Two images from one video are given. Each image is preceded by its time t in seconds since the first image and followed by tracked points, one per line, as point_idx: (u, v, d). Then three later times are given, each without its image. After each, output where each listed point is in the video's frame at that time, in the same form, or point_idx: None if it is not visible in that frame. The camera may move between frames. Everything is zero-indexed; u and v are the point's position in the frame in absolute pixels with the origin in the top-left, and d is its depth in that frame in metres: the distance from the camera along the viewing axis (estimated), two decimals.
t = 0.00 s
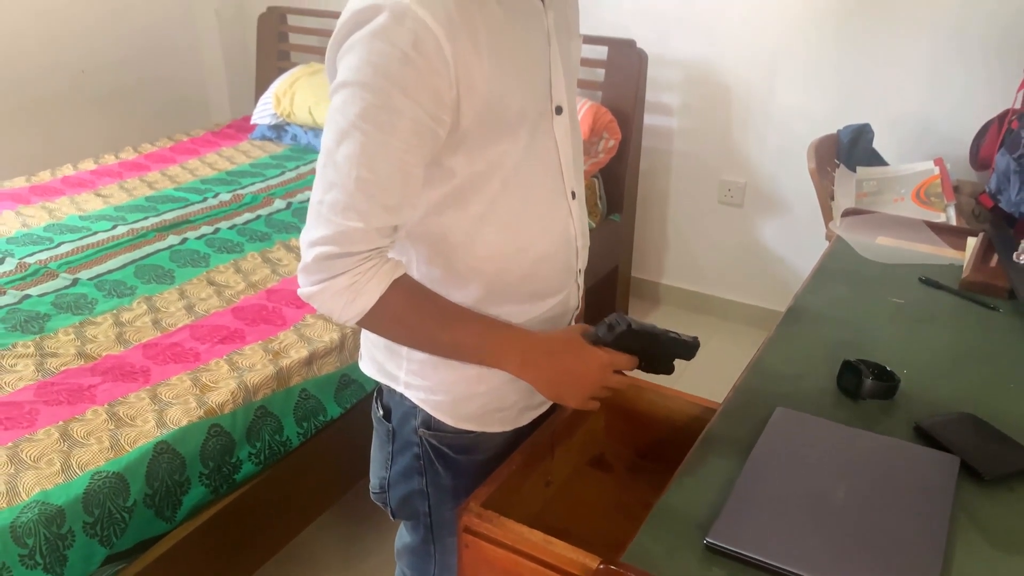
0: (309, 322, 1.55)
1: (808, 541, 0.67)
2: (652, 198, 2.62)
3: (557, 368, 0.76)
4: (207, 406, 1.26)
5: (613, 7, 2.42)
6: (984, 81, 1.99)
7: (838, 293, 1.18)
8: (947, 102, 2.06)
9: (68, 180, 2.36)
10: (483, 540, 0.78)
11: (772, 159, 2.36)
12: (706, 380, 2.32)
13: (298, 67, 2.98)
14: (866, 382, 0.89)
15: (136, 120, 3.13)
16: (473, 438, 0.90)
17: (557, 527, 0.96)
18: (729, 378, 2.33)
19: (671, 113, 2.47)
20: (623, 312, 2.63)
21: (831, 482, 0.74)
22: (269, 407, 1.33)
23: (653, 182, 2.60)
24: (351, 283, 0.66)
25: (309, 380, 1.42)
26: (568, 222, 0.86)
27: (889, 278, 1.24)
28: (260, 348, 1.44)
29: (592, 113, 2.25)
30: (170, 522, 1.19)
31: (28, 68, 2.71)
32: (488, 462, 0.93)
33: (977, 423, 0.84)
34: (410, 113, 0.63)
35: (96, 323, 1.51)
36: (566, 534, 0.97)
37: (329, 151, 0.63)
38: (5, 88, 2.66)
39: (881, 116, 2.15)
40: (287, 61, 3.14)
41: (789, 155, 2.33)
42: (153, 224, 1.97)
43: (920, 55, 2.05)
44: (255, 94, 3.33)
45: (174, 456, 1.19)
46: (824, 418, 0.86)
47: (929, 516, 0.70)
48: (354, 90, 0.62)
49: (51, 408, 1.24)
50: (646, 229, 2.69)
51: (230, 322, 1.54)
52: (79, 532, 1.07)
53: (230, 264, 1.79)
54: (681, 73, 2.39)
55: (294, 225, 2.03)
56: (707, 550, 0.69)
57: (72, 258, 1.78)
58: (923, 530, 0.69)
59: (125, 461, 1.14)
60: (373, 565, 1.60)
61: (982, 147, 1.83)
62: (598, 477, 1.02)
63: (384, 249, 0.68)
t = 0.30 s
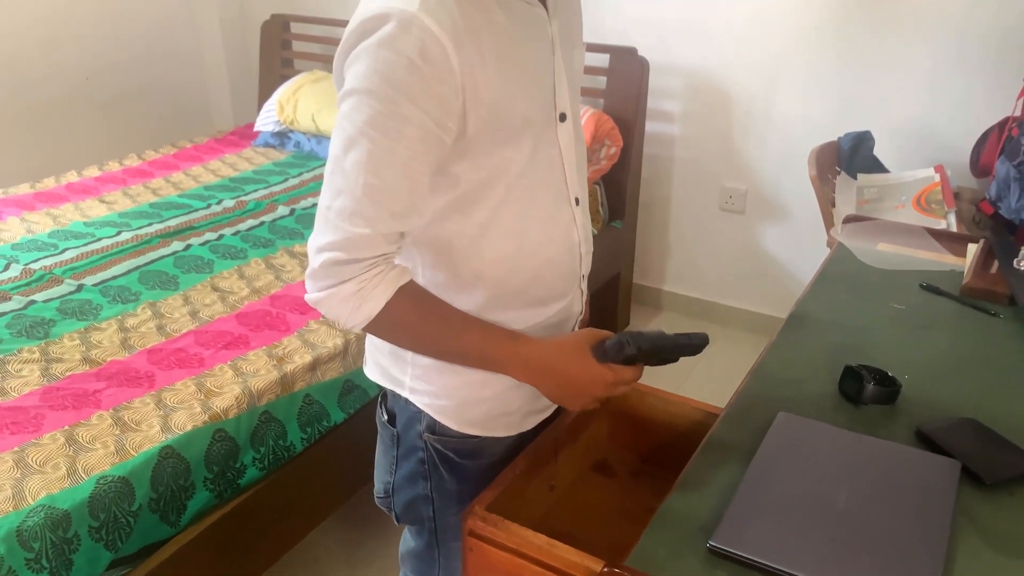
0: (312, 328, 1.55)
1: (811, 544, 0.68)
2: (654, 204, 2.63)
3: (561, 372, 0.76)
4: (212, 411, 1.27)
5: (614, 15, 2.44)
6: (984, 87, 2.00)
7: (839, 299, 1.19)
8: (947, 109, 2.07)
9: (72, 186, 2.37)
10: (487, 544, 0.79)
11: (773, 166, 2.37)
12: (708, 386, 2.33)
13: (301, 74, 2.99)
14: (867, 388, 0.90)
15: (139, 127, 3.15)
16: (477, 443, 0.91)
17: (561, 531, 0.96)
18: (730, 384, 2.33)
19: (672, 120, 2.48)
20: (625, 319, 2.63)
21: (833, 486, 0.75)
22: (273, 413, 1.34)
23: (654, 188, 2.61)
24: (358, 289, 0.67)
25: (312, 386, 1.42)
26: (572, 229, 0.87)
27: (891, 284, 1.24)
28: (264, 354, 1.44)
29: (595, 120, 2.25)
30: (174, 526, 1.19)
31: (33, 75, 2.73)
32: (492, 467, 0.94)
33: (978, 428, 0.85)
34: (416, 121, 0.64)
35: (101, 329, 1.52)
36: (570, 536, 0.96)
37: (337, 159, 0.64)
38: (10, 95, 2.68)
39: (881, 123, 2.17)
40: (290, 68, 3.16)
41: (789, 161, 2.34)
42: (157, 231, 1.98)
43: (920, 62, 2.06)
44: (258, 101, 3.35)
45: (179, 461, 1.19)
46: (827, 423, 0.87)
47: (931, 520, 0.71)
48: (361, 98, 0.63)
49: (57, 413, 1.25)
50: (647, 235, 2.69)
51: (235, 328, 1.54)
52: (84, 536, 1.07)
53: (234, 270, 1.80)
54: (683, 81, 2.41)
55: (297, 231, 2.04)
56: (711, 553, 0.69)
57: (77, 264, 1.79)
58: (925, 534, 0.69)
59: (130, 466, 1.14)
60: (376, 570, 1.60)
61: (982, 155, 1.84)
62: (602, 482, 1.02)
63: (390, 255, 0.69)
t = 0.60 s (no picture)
0: (314, 331, 1.56)
1: (812, 546, 0.68)
2: (656, 209, 2.64)
3: (562, 374, 0.77)
4: (214, 414, 1.27)
5: (614, 21, 2.45)
6: (985, 92, 2.00)
7: (840, 303, 1.19)
8: (947, 114, 2.07)
9: (75, 191, 2.38)
10: (489, 546, 0.79)
11: (774, 171, 2.37)
12: (710, 390, 2.33)
13: (304, 79, 3.00)
14: (868, 391, 0.90)
15: (142, 132, 3.16)
16: (478, 446, 0.91)
17: (563, 534, 0.96)
18: (732, 389, 2.33)
19: (673, 125, 2.48)
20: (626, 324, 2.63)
21: (834, 488, 0.75)
22: (276, 416, 1.34)
23: (655, 193, 2.61)
24: (359, 291, 0.67)
25: (315, 389, 1.43)
26: (572, 232, 0.87)
27: (892, 288, 1.25)
28: (267, 357, 1.45)
29: (596, 125, 2.26)
30: (177, 529, 1.19)
31: (36, 81, 2.74)
32: (493, 470, 0.94)
33: (979, 431, 0.85)
34: (418, 122, 0.64)
35: (104, 332, 1.53)
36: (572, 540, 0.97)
37: (339, 161, 0.65)
38: (13, 100, 2.69)
39: (882, 128, 2.17)
40: (293, 73, 3.17)
41: (791, 166, 2.34)
42: (160, 235, 1.99)
43: (921, 67, 2.07)
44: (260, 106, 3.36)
45: (182, 463, 1.19)
46: (827, 425, 0.87)
47: (932, 521, 0.71)
48: (363, 100, 0.63)
49: (60, 416, 1.25)
50: (649, 240, 2.70)
51: (237, 332, 1.55)
52: (87, 538, 1.08)
53: (236, 274, 1.80)
54: (684, 86, 2.41)
55: (300, 235, 2.04)
56: (712, 555, 0.70)
57: (80, 268, 1.80)
58: (925, 536, 0.69)
59: (133, 469, 1.15)
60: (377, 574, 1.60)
61: (983, 159, 1.85)
62: (603, 486, 1.03)
63: (392, 258, 0.69)
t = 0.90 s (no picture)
0: (317, 335, 1.56)
1: (812, 547, 0.69)
2: (657, 213, 2.64)
3: (563, 374, 0.77)
4: (217, 417, 1.27)
5: (615, 26, 2.46)
6: (986, 96, 2.01)
7: (840, 306, 1.19)
8: (946, 118, 2.08)
9: (78, 195, 2.39)
10: (491, 548, 0.80)
11: (774, 175, 2.38)
12: (712, 395, 2.33)
13: (306, 84, 3.01)
14: (869, 394, 0.90)
15: (144, 136, 3.17)
16: (474, 452, 0.91)
17: (564, 537, 0.96)
18: (733, 393, 2.34)
19: (674, 130, 2.49)
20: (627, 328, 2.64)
21: (834, 491, 0.75)
22: (278, 419, 1.35)
23: (656, 197, 2.62)
24: (362, 292, 0.68)
25: (317, 393, 1.43)
26: (568, 239, 0.88)
27: (892, 292, 1.25)
28: (269, 360, 1.45)
29: (598, 130, 2.27)
30: (179, 531, 1.20)
31: (39, 85, 2.76)
32: (488, 476, 0.94)
33: (978, 434, 0.85)
34: (418, 120, 0.65)
35: (106, 336, 1.53)
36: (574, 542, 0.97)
37: (339, 160, 0.65)
38: (16, 104, 2.70)
39: (883, 133, 2.18)
40: (295, 78, 3.19)
41: (791, 170, 2.35)
42: (163, 239, 2.00)
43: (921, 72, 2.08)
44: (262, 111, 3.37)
45: (184, 466, 1.20)
46: (828, 428, 0.87)
47: (932, 524, 0.71)
48: (363, 98, 0.63)
49: (63, 419, 1.26)
50: (650, 244, 2.70)
51: (239, 335, 1.56)
52: (91, 541, 1.08)
53: (239, 278, 1.81)
54: (685, 90, 2.42)
55: (302, 239, 2.05)
56: (713, 557, 0.70)
57: (83, 272, 1.80)
58: (925, 538, 0.70)
59: (136, 471, 1.15)
60: None
61: (983, 164, 1.85)
62: (604, 489, 1.03)
63: (394, 259, 0.70)
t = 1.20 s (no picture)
0: (320, 339, 1.57)
1: (812, 550, 0.69)
2: (658, 218, 2.65)
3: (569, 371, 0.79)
4: (221, 421, 1.28)
5: (616, 31, 2.47)
6: (986, 100, 2.01)
7: (841, 311, 1.20)
8: (947, 124, 2.09)
9: (82, 200, 2.40)
10: (494, 550, 0.80)
11: (776, 180, 2.39)
12: (713, 399, 2.34)
13: (309, 88, 3.03)
14: (868, 398, 0.91)
15: (148, 141, 3.19)
16: (462, 464, 0.90)
17: (566, 540, 0.97)
18: (735, 397, 2.34)
19: (675, 134, 2.50)
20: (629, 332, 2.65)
21: (835, 494, 0.76)
22: (281, 422, 1.35)
23: (657, 202, 2.63)
24: (371, 292, 0.68)
25: (320, 396, 1.44)
26: (563, 254, 0.89)
27: (892, 296, 1.26)
28: (272, 364, 1.46)
29: (599, 134, 2.28)
30: (184, 534, 1.20)
31: (43, 90, 2.77)
32: (479, 488, 0.94)
33: (978, 438, 0.86)
34: (422, 113, 0.65)
35: (111, 340, 1.54)
36: (577, 544, 0.97)
37: (343, 156, 0.65)
38: (20, 109, 2.72)
39: (883, 138, 2.19)
40: (298, 83, 3.20)
41: (792, 175, 2.36)
42: (166, 243, 2.01)
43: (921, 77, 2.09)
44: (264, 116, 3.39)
45: (189, 469, 1.21)
46: (827, 432, 0.88)
47: (932, 528, 0.72)
48: (367, 92, 0.64)
49: (68, 422, 1.27)
50: (651, 249, 2.71)
51: (243, 339, 1.56)
52: (96, 543, 1.09)
53: (242, 282, 1.82)
54: (687, 95, 2.43)
55: (305, 244, 2.06)
56: (714, 560, 0.71)
57: (87, 276, 1.81)
58: (924, 540, 0.70)
59: (141, 474, 1.16)
60: None
61: (983, 169, 1.86)
62: (605, 491, 1.04)
63: (401, 258, 0.70)
